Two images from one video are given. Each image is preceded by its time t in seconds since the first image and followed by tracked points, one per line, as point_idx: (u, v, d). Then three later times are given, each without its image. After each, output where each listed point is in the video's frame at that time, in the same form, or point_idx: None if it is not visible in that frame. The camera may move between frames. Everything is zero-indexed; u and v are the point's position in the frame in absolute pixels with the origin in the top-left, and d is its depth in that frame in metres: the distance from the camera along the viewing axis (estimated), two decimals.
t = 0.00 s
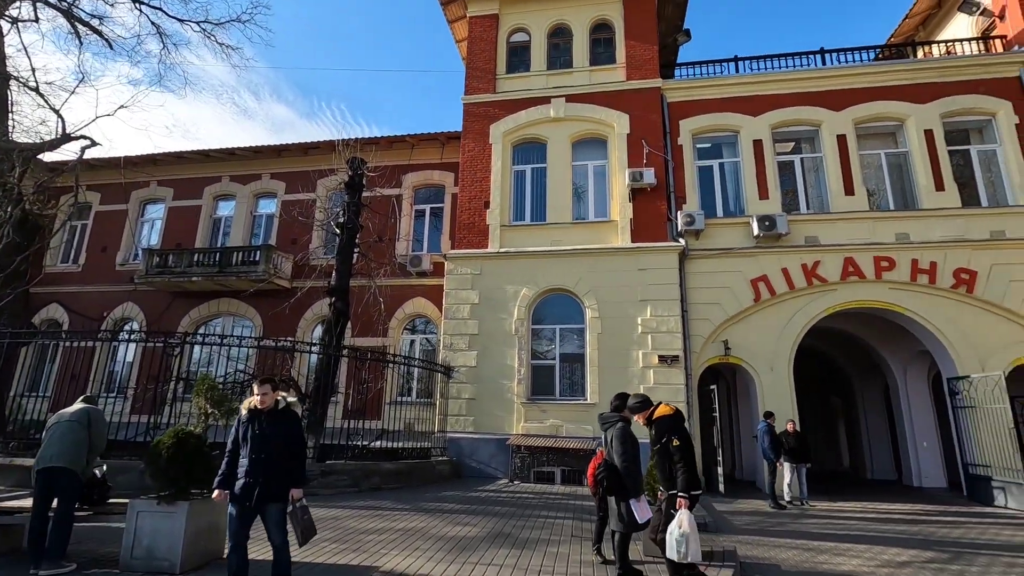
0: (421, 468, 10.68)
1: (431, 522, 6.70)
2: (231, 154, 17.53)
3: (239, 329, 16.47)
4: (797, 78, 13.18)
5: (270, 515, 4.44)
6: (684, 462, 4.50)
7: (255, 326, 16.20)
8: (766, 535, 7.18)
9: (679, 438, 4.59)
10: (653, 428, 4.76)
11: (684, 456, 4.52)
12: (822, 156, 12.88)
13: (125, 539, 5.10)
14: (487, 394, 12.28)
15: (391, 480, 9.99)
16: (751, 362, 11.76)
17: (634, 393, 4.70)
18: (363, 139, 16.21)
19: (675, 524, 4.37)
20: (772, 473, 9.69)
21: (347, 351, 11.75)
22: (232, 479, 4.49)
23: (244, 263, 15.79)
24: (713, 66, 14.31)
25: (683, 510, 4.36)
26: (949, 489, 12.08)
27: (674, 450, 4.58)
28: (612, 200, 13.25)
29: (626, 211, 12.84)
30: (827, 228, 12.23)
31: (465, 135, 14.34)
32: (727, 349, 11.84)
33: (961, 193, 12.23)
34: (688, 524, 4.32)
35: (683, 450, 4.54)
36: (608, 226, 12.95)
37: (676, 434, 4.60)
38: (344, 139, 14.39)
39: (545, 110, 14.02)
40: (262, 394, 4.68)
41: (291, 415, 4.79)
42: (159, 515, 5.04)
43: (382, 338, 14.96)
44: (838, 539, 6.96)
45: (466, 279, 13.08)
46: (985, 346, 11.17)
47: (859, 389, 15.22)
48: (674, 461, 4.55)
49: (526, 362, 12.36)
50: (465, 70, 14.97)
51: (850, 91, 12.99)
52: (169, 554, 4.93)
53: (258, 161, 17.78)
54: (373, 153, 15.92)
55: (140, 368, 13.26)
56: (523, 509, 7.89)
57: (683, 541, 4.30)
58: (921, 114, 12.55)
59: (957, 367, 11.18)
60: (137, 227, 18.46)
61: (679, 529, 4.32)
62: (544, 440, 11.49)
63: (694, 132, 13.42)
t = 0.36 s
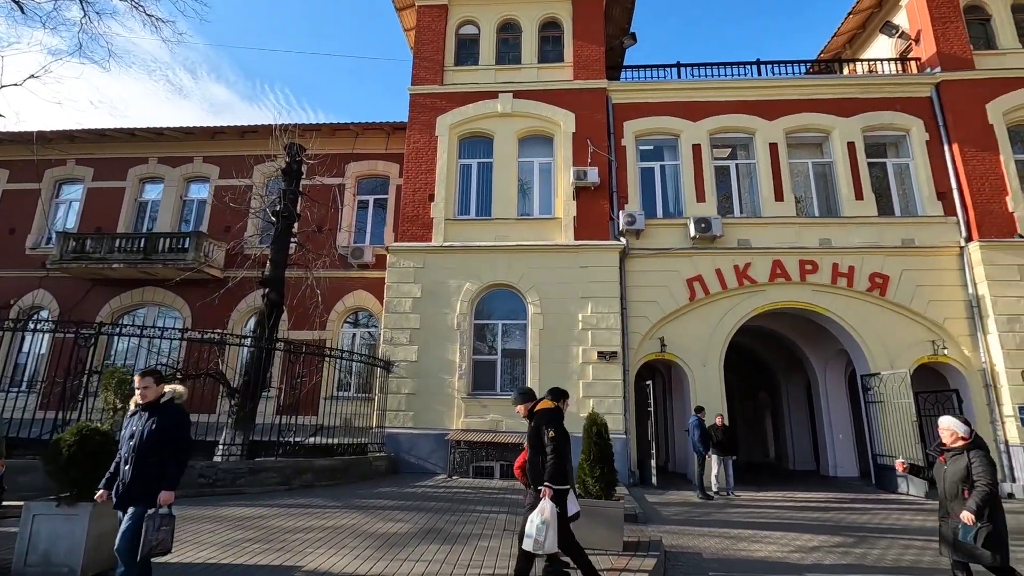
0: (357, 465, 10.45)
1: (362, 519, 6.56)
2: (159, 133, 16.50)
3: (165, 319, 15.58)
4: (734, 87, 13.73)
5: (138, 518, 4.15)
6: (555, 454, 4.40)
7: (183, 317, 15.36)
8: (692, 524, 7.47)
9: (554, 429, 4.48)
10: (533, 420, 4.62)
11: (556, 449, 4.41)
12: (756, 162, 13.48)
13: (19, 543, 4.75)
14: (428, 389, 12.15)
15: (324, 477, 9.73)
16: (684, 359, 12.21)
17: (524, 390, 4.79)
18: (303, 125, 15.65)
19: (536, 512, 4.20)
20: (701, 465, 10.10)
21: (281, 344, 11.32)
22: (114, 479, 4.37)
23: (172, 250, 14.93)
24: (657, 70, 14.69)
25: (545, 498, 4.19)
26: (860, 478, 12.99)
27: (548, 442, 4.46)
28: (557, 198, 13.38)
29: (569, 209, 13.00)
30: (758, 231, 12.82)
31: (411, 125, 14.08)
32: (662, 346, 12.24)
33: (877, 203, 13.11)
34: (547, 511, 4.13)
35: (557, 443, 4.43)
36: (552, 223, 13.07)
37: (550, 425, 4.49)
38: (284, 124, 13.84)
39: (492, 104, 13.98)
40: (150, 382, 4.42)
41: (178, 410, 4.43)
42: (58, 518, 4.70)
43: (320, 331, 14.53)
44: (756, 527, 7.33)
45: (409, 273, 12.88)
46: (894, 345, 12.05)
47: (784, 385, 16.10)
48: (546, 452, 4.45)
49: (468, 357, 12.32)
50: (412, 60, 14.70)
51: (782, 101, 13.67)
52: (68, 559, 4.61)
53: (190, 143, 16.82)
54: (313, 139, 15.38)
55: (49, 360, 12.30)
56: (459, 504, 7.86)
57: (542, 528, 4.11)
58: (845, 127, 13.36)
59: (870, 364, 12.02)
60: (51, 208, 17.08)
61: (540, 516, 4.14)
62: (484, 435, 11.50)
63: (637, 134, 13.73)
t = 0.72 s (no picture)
0: (289, 464, 10.09)
1: (288, 521, 6.33)
2: (77, 111, 15.30)
3: (80, 311, 14.48)
4: (674, 94, 14.19)
5: None
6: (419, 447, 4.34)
7: (100, 309, 14.32)
8: (623, 518, 7.65)
9: (422, 424, 4.39)
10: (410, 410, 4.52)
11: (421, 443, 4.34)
12: (693, 168, 13.98)
13: None
14: (365, 386, 11.88)
15: (252, 477, 9.33)
16: (622, 357, 12.51)
17: (408, 378, 4.59)
18: (239, 109, 14.92)
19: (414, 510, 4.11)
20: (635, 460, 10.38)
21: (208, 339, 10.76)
22: None
23: (89, 237, 13.89)
24: (602, 74, 14.96)
25: (419, 491, 4.13)
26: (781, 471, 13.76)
27: (414, 434, 4.38)
28: (501, 195, 13.38)
29: (513, 207, 13.02)
30: (694, 234, 13.29)
31: (353, 115, 13.70)
32: (601, 344, 12.49)
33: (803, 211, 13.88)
34: (424, 506, 4.08)
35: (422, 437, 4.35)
36: (496, 220, 13.07)
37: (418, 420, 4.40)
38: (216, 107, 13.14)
39: (438, 98, 13.81)
40: (21, 385, 4.43)
41: (19, 412, 4.21)
42: None
43: (252, 326, 13.93)
44: (683, 519, 7.60)
45: (348, 267, 12.54)
46: (815, 345, 12.81)
47: (716, 383, 16.80)
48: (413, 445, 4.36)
49: (408, 354, 12.12)
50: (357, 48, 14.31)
51: (718, 111, 14.25)
52: None
53: (112, 123, 15.69)
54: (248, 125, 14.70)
55: None
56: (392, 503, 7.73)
57: (425, 522, 4.05)
58: (775, 138, 14.08)
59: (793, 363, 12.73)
60: None
61: (419, 512, 4.06)
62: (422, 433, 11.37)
63: (582, 135, 13.94)
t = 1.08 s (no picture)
0: (219, 465, 9.60)
1: (211, 525, 6.01)
2: None
3: None
4: (621, 96, 14.45)
5: None
6: (286, 449, 4.27)
7: (7, 300, 13.16)
8: (562, 513, 7.72)
9: (293, 425, 4.35)
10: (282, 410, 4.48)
11: (290, 445, 4.29)
12: (638, 170, 14.29)
13: None
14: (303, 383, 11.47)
15: (177, 479, 8.81)
16: (566, 354, 12.64)
17: (285, 377, 4.59)
18: (169, 90, 14.05)
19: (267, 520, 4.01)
20: (576, 456, 10.52)
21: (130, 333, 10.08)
22: None
23: None
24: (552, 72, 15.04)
25: (275, 500, 4.03)
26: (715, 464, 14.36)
27: (281, 436, 4.33)
28: (448, 190, 13.22)
29: (460, 202, 12.90)
30: (637, 235, 13.59)
31: (295, 102, 13.17)
32: (546, 341, 12.58)
33: (740, 214, 14.45)
34: (277, 516, 3.97)
35: (291, 439, 4.30)
36: (443, 215, 12.90)
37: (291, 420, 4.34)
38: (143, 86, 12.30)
39: (384, 88, 13.48)
40: None
41: None
42: None
43: (182, 320, 13.19)
44: (620, 513, 7.73)
45: (287, 259, 12.05)
46: (748, 343, 13.37)
47: (657, 379, 17.28)
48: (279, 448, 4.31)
49: (348, 350, 11.78)
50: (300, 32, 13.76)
51: (663, 115, 14.63)
52: None
53: (24, 98, 14.43)
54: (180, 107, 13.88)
55: None
56: (328, 503, 7.49)
57: (276, 533, 3.95)
58: (716, 144, 14.58)
59: (728, 361, 13.26)
60: None
61: (270, 522, 3.96)
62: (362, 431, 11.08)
63: (530, 132, 13.98)
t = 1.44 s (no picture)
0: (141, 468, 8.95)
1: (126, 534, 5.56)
2: None
3: None
4: (574, 95, 14.50)
5: None
6: (138, 448, 3.89)
7: None
8: (506, 513, 7.62)
9: (151, 421, 3.97)
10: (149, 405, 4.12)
11: (142, 443, 3.90)
12: (589, 169, 14.38)
13: None
14: (238, 381, 10.89)
15: (93, 484, 8.16)
16: (514, 352, 12.57)
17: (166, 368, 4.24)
18: (94, 65, 13.04)
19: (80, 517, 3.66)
20: (522, 454, 10.46)
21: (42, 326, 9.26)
22: None
23: None
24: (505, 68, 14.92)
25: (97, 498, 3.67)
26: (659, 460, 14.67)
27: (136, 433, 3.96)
28: (397, 183, 12.88)
29: (409, 195, 12.59)
30: (587, 233, 13.67)
31: (235, 84, 12.48)
32: (494, 339, 12.46)
33: (687, 216, 14.78)
34: (86, 516, 3.60)
35: (144, 437, 3.91)
36: (391, 208, 12.56)
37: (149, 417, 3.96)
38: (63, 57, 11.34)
39: (332, 74, 12.98)
40: None
41: None
42: None
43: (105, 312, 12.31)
44: (564, 512, 7.71)
45: (223, 250, 11.41)
46: (692, 342, 13.71)
47: (604, 377, 17.50)
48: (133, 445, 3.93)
49: (288, 346, 11.28)
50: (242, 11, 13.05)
51: (614, 116, 14.78)
52: None
53: None
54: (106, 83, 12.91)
55: None
56: (260, 508, 7.09)
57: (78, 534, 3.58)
58: (665, 146, 14.86)
59: (672, 359, 13.54)
60: None
61: (77, 519, 3.60)
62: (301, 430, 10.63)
63: (483, 127, 13.81)
